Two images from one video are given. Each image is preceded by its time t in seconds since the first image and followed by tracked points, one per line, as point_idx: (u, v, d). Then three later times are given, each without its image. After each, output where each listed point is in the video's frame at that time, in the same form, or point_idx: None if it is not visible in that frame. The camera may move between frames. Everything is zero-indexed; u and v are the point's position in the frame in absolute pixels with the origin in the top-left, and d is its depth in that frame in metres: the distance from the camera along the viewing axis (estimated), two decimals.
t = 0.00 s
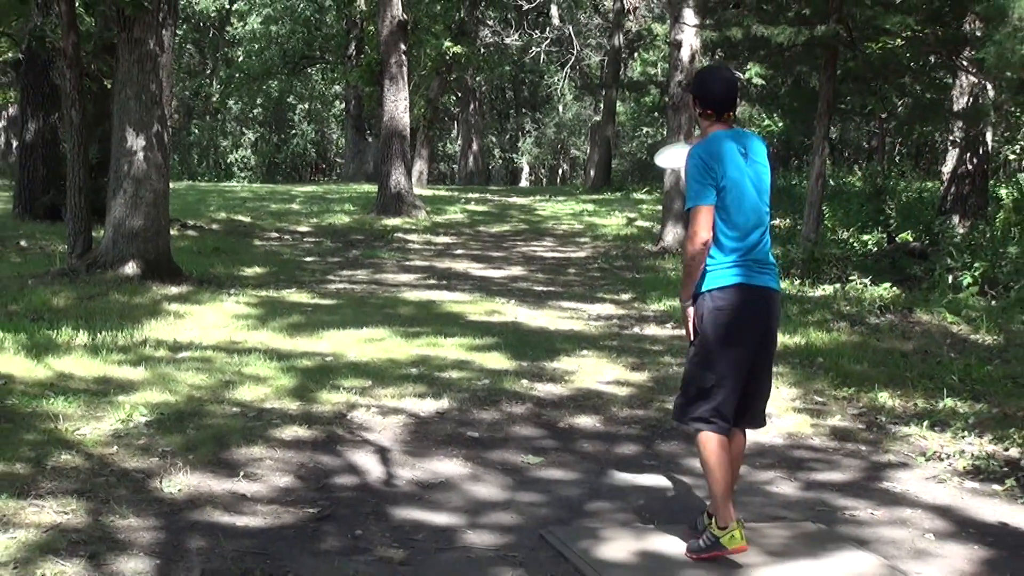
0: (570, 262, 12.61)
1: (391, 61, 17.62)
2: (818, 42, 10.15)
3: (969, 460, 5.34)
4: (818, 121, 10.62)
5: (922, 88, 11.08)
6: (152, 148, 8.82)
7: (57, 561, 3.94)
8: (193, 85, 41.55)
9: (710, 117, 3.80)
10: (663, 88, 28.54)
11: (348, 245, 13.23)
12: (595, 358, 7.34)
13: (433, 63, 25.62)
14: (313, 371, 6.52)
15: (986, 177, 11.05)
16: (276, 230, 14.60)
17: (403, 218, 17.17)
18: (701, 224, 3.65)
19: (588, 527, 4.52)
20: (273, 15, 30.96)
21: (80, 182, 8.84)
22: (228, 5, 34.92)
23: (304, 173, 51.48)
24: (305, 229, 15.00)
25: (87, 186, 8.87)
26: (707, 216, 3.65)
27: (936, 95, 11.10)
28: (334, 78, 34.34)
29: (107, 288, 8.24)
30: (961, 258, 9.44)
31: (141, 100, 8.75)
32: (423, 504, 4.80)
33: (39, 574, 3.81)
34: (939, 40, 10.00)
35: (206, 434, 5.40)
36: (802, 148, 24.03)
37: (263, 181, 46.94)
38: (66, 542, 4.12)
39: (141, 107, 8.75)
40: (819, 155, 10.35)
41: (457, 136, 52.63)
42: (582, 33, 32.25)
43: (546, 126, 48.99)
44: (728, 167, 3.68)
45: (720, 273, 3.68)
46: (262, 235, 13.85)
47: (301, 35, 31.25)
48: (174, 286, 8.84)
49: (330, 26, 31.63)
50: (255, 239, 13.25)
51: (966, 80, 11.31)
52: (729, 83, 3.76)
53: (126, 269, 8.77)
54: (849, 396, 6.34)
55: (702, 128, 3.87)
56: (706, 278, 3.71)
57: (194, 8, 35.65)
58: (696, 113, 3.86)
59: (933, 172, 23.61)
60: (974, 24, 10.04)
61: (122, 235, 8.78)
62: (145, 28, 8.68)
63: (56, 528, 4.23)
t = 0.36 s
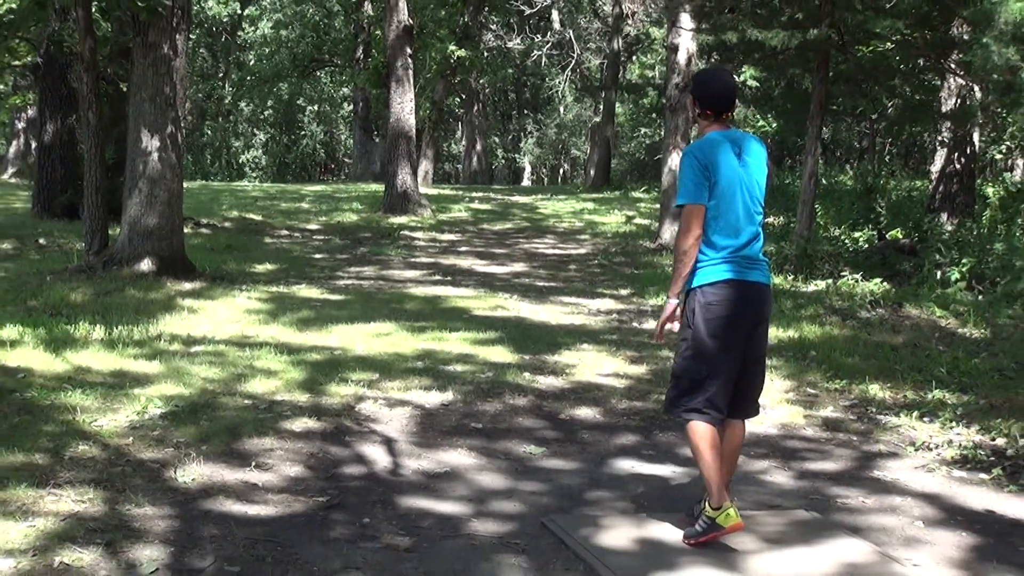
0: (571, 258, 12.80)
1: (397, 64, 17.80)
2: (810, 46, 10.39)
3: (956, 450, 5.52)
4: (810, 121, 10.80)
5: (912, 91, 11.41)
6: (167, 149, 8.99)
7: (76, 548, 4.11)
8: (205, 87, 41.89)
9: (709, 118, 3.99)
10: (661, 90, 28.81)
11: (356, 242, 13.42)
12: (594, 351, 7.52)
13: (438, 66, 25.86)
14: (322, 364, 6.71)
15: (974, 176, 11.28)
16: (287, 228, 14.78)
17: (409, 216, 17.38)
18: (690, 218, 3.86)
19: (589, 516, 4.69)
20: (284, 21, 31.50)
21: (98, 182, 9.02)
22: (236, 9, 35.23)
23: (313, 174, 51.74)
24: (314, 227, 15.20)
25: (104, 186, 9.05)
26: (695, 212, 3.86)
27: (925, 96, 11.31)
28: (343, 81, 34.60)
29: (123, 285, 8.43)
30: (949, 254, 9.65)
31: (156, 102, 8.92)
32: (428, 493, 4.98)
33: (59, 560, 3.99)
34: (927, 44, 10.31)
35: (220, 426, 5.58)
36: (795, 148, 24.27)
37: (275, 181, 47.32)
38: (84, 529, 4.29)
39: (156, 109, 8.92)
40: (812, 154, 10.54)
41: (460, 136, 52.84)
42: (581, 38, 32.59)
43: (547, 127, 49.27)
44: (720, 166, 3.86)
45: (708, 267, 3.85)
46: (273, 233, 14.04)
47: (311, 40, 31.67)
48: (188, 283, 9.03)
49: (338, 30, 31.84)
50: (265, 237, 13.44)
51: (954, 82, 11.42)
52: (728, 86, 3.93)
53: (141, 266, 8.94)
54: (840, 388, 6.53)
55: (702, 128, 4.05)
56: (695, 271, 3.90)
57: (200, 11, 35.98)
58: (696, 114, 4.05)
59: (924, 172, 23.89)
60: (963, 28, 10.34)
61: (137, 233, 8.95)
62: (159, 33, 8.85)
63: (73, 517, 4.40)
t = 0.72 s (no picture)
0: (572, 255, 12.98)
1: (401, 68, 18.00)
2: (801, 47, 10.58)
3: (944, 437, 5.71)
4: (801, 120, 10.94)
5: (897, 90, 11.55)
6: (179, 152, 9.19)
7: (95, 539, 4.29)
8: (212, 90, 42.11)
9: (714, 115, 4.18)
10: (660, 90, 29.01)
11: (362, 241, 13.60)
12: (595, 345, 7.70)
13: (442, 69, 26.08)
14: (331, 359, 6.90)
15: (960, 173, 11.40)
16: (295, 228, 14.95)
17: (413, 215, 17.55)
18: (680, 209, 4.08)
19: (590, 504, 4.88)
20: (292, 26, 31.82)
21: (113, 186, 9.21)
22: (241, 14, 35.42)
23: (320, 174, 51.89)
24: (322, 227, 15.38)
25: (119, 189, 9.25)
26: (686, 204, 4.07)
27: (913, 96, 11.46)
28: (350, 85, 34.77)
29: (136, 284, 8.62)
30: (937, 248, 9.83)
31: (168, 107, 9.10)
32: (434, 483, 5.16)
33: (79, 550, 4.16)
34: (914, 46, 10.43)
35: (232, 419, 5.77)
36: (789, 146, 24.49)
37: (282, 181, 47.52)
38: (102, 520, 4.47)
39: (169, 114, 9.10)
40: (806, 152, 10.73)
41: (462, 136, 53.00)
42: (580, 39, 32.83)
43: (547, 127, 49.50)
44: (715, 160, 4.05)
45: (697, 257, 4.06)
46: (282, 233, 14.21)
47: (318, 46, 32.01)
48: (201, 281, 9.22)
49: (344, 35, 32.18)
50: (274, 236, 13.62)
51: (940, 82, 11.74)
52: (734, 87, 4.10)
53: (156, 265, 9.12)
54: (832, 379, 6.72)
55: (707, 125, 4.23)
56: (685, 260, 4.11)
57: (204, 14, 36.17)
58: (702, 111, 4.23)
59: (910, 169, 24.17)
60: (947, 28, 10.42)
61: (152, 234, 9.15)
62: (171, 39, 9.02)
63: (91, 509, 4.58)
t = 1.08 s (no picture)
0: (572, 253, 12.98)
1: (402, 68, 17.97)
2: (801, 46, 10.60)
3: (945, 434, 5.72)
4: (800, 118, 10.95)
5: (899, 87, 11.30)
6: (181, 152, 9.19)
7: (97, 539, 4.29)
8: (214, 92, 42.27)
9: (725, 118, 4.14)
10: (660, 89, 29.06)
11: (364, 240, 13.61)
12: (596, 343, 7.71)
13: (443, 68, 26.11)
14: (332, 358, 6.91)
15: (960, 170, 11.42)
16: (297, 227, 14.96)
17: (415, 215, 17.57)
18: (678, 212, 4.01)
19: (591, 502, 4.88)
20: (293, 26, 31.93)
21: (115, 186, 9.22)
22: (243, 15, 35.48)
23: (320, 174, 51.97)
24: (324, 227, 15.39)
25: (121, 189, 9.26)
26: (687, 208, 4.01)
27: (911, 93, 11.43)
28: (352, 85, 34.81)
29: (139, 284, 8.62)
30: (937, 246, 9.84)
31: (169, 107, 9.09)
32: (436, 481, 5.17)
33: (81, 550, 4.16)
34: (914, 42, 10.38)
35: (234, 418, 5.77)
36: (788, 145, 24.53)
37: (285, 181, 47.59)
38: (103, 520, 4.47)
39: (170, 114, 9.09)
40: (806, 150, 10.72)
41: (463, 136, 53.04)
42: (580, 40, 32.90)
43: (547, 127, 49.54)
44: (720, 163, 3.99)
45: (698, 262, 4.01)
46: (284, 233, 14.21)
47: (319, 45, 32.08)
48: (203, 281, 9.22)
49: (346, 35, 32.29)
50: (276, 236, 13.63)
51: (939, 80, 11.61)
52: (744, 88, 4.06)
53: (157, 265, 9.13)
54: (832, 376, 6.73)
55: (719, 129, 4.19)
56: (687, 265, 4.07)
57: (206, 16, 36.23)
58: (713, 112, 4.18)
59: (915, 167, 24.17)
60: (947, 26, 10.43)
61: (154, 234, 9.16)
62: (172, 40, 9.03)
63: (93, 508, 4.58)
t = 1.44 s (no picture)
0: (572, 259, 13.00)
1: (403, 73, 17.99)
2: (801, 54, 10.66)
3: (944, 442, 5.73)
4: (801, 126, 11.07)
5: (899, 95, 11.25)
6: (182, 156, 9.19)
7: (96, 541, 4.29)
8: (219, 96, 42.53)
9: (728, 122, 3.78)
10: (660, 95, 29.12)
11: (365, 244, 13.63)
12: (595, 349, 7.72)
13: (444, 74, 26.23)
14: (332, 363, 6.92)
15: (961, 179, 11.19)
16: (299, 232, 14.99)
17: (415, 219, 17.58)
18: (687, 234, 3.66)
19: (590, 508, 4.89)
20: (294, 30, 32.18)
21: (116, 189, 9.24)
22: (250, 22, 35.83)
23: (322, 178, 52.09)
24: (325, 231, 15.41)
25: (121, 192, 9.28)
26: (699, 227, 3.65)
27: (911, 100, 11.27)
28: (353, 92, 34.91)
29: (140, 287, 8.63)
30: (936, 254, 9.84)
31: (171, 111, 9.10)
32: (435, 486, 5.17)
33: (79, 553, 4.17)
34: (914, 50, 10.24)
35: (234, 422, 5.78)
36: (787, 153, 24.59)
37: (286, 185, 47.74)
38: (101, 524, 4.47)
39: (172, 118, 9.10)
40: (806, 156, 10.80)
41: (464, 139, 53.09)
42: (581, 46, 33.00)
43: (547, 133, 49.70)
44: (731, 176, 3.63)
45: (713, 282, 3.67)
46: (286, 237, 14.23)
47: (320, 49, 31.79)
48: (203, 284, 9.23)
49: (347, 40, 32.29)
50: (278, 240, 13.65)
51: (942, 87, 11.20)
52: (748, 89, 3.72)
53: (157, 268, 9.15)
54: (830, 383, 6.74)
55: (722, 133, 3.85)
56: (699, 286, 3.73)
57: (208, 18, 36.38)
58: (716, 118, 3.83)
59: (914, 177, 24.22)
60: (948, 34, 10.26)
61: (154, 237, 9.17)
62: (173, 44, 9.06)
63: (91, 511, 4.59)
